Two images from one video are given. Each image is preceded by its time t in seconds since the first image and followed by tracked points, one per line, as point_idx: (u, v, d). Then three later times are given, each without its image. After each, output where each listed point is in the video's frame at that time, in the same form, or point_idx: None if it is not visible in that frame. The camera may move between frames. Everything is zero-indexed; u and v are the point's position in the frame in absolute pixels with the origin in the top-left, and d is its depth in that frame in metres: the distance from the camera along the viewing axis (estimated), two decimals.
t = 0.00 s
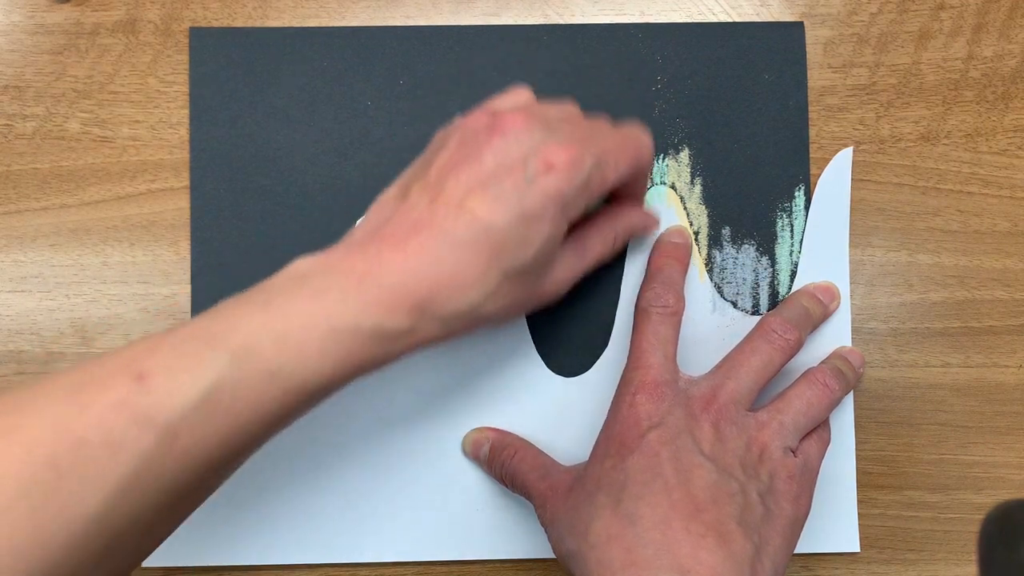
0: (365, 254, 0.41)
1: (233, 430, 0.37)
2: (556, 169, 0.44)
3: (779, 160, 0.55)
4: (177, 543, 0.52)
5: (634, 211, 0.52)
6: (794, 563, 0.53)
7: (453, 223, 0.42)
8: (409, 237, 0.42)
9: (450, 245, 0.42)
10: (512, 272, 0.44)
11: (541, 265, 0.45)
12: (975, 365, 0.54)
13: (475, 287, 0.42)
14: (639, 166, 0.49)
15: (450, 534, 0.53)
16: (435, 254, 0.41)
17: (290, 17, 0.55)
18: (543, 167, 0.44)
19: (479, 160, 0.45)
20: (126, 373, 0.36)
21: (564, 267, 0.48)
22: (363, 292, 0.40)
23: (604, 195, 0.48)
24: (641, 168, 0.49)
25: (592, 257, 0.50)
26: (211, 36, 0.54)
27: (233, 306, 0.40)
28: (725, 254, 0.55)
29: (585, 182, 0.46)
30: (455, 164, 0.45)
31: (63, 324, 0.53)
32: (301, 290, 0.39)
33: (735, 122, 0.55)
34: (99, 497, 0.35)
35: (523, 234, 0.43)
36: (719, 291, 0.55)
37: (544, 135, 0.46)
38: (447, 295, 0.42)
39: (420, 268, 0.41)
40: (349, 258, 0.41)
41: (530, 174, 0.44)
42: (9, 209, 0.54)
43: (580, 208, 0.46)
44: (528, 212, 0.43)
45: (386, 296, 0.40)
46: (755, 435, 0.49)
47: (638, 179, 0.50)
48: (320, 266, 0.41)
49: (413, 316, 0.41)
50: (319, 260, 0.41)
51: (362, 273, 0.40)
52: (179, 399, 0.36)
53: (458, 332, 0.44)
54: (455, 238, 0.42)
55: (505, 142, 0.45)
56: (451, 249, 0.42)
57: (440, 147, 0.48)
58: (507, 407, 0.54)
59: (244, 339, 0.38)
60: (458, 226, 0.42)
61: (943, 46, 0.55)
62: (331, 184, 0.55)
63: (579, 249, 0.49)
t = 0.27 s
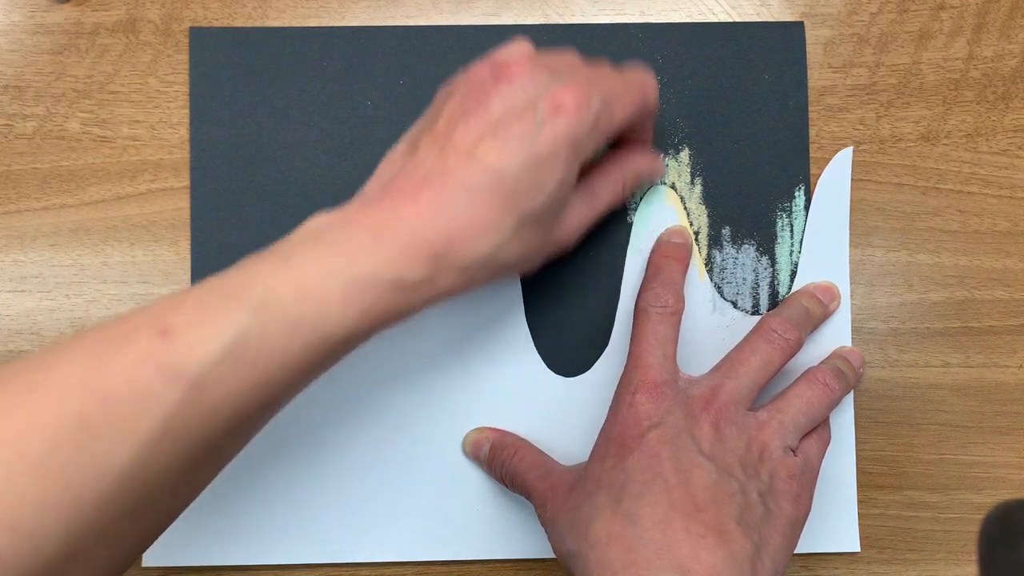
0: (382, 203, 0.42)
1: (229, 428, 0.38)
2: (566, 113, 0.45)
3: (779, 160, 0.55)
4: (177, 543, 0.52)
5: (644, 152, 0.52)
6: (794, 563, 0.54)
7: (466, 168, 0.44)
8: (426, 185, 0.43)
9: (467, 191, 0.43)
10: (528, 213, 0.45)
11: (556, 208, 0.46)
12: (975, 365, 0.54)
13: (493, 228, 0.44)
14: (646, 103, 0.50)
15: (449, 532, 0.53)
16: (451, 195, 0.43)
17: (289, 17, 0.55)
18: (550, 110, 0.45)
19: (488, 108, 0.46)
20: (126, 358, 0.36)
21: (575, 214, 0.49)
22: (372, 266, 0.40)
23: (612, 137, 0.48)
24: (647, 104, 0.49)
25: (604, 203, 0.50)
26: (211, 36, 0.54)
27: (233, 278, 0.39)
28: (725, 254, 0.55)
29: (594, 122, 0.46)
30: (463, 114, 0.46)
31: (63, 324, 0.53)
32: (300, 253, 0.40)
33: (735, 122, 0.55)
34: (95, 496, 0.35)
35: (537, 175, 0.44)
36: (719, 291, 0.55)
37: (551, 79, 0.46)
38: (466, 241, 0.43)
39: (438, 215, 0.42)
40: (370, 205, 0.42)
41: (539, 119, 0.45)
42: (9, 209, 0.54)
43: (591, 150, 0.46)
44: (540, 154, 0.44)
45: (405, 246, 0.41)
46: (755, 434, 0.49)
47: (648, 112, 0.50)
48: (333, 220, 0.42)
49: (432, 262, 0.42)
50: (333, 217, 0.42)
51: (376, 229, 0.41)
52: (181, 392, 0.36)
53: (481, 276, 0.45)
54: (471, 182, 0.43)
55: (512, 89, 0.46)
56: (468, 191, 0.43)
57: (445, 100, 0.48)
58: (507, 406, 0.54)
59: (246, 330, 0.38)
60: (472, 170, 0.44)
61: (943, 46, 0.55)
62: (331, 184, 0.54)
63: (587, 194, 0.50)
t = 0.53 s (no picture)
0: (399, 170, 0.43)
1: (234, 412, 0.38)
2: (575, 81, 0.44)
3: (779, 160, 0.55)
4: (177, 543, 0.52)
5: (651, 126, 0.51)
6: (794, 563, 0.54)
7: (476, 139, 0.43)
8: (435, 159, 0.43)
9: (476, 165, 0.43)
10: (537, 185, 0.44)
11: (564, 180, 0.46)
12: (975, 365, 0.54)
13: (503, 201, 0.43)
14: (652, 68, 0.48)
15: (449, 531, 0.53)
16: (464, 166, 0.43)
17: (289, 17, 0.55)
18: (560, 78, 0.44)
19: (495, 78, 0.45)
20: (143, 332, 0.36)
21: (586, 186, 0.48)
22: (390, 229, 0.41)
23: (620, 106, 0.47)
24: (655, 71, 0.48)
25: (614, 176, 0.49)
26: (211, 36, 0.54)
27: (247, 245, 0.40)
28: (725, 254, 0.55)
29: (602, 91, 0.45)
30: (471, 83, 0.46)
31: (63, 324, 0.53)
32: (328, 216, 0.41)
33: (735, 122, 0.55)
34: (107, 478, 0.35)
35: (546, 147, 0.43)
36: (719, 291, 0.55)
37: (559, 47, 0.45)
38: (479, 214, 0.43)
39: (448, 186, 0.42)
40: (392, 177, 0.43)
41: (547, 87, 0.43)
42: (9, 209, 0.54)
43: (600, 117, 0.45)
44: (550, 122, 0.43)
45: (418, 214, 0.42)
46: (755, 432, 0.49)
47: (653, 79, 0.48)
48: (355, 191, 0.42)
49: (445, 232, 0.43)
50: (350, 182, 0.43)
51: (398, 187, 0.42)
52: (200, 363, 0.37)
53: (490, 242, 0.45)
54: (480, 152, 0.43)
55: (519, 57, 0.45)
56: (478, 164, 0.43)
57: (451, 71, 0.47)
58: (507, 405, 0.54)
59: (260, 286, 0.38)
60: (482, 145, 0.43)
61: (943, 46, 0.55)
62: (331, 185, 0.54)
63: (598, 164, 0.49)
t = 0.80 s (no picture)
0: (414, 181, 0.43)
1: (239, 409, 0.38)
2: (593, 101, 0.44)
3: (779, 160, 0.55)
4: (177, 543, 0.52)
5: (664, 151, 0.51)
6: (794, 563, 0.54)
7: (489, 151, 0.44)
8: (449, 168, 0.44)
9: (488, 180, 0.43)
10: (546, 207, 0.45)
11: (573, 201, 0.46)
12: (975, 365, 0.54)
13: (510, 217, 0.44)
14: (668, 92, 0.48)
15: (449, 529, 0.53)
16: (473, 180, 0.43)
17: (289, 16, 0.55)
18: (576, 100, 0.44)
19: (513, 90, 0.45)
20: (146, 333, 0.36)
21: (594, 206, 0.48)
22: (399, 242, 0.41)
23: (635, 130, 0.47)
24: (670, 95, 0.48)
25: (624, 196, 0.50)
26: (211, 36, 0.54)
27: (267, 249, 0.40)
28: (725, 254, 0.55)
29: (619, 113, 0.45)
30: (486, 96, 0.46)
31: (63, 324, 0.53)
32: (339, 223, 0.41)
33: (735, 123, 0.55)
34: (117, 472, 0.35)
35: (559, 165, 0.44)
36: (719, 290, 0.55)
37: (577, 67, 0.45)
38: (484, 230, 0.44)
39: (456, 202, 0.43)
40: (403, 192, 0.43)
41: (562, 107, 0.44)
42: (9, 209, 0.54)
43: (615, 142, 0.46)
44: (563, 142, 0.44)
45: (424, 229, 0.42)
46: (755, 426, 0.50)
47: (669, 104, 0.48)
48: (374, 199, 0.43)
49: (451, 246, 0.43)
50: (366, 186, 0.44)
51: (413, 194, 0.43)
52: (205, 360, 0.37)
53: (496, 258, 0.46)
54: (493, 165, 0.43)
55: (536, 75, 0.45)
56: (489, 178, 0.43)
57: (468, 80, 0.48)
58: (507, 405, 0.54)
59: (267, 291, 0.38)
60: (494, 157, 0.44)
61: (943, 46, 0.55)
62: (331, 185, 0.54)
63: (609, 184, 0.49)
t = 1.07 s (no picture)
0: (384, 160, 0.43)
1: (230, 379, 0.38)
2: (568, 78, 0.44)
3: (779, 160, 0.55)
4: (176, 543, 0.53)
5: (649, 102, 0.51)
6: (794, 563, 0.54)
7: (472, 131, 0.43)
8: (429, 140, 0.43)
9: (469, 150, 0.43)
10: (530, 167, 0.45)
11: (555, 160, 0.46)
12: (975, 365, 0.54)
13: (493, 181, 0.44)
14: (646, 55, 0.47)
15: (449, 529, 0.53)
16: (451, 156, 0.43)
17: (289, 17, 0.55)
18: (549, 60, 0.44)
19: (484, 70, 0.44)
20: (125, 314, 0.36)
21: (578, 164, 0.48)
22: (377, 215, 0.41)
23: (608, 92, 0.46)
24: (649, 51, 0.47)
25: (607, 150, 0.49)
26: (211, 37, 0.54)
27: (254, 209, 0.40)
28: (725, 253, 0.55)
29: (594, 78, 0.45)
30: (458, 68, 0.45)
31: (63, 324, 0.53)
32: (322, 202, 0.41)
33: (735, 122, 0.55)
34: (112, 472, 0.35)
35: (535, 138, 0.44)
36: (719, 290, 0.55)
37: (549, 28, 0.45)
38: (468, 198, 0.43)
39: (438, 175, 0.42)
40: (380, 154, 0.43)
41: (537, 71, 0.44)
42: (9, 209, 0.54)
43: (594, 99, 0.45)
44: (546, 101, 0.44)
45: (404, 203, 0.42)
46: (754, 425, 0.50)
47: (644, 65, 0.48)
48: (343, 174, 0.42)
49: (430, 213, 0.42)
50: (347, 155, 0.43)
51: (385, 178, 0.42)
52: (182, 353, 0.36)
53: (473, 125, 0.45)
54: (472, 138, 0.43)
55: (509, 39, 0.45)
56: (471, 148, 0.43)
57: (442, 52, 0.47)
58: (507, 405, 0.54)
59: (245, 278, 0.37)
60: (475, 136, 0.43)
61: (943, 46, 0.55)
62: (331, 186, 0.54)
63: (592, 145, 0.49)
